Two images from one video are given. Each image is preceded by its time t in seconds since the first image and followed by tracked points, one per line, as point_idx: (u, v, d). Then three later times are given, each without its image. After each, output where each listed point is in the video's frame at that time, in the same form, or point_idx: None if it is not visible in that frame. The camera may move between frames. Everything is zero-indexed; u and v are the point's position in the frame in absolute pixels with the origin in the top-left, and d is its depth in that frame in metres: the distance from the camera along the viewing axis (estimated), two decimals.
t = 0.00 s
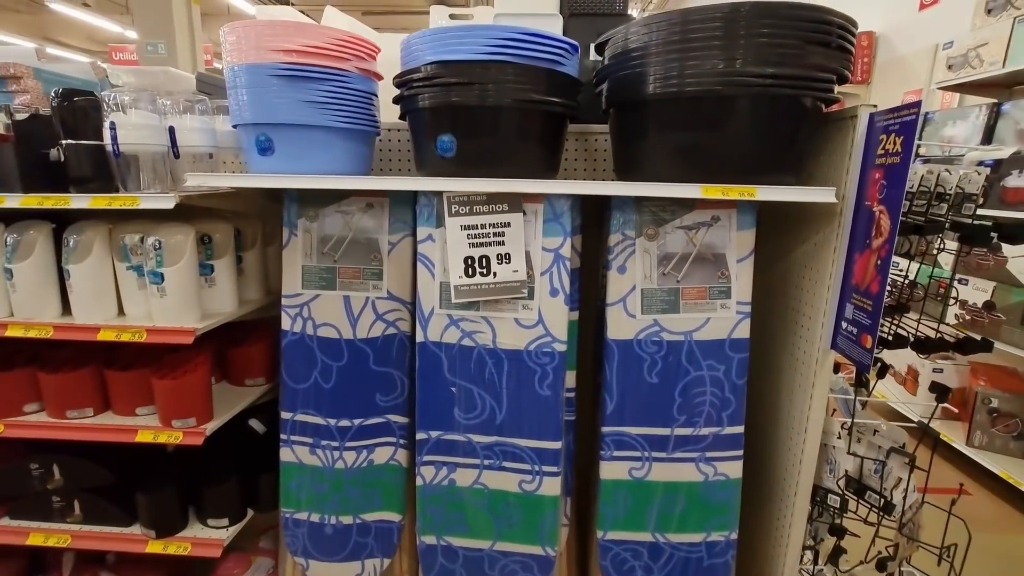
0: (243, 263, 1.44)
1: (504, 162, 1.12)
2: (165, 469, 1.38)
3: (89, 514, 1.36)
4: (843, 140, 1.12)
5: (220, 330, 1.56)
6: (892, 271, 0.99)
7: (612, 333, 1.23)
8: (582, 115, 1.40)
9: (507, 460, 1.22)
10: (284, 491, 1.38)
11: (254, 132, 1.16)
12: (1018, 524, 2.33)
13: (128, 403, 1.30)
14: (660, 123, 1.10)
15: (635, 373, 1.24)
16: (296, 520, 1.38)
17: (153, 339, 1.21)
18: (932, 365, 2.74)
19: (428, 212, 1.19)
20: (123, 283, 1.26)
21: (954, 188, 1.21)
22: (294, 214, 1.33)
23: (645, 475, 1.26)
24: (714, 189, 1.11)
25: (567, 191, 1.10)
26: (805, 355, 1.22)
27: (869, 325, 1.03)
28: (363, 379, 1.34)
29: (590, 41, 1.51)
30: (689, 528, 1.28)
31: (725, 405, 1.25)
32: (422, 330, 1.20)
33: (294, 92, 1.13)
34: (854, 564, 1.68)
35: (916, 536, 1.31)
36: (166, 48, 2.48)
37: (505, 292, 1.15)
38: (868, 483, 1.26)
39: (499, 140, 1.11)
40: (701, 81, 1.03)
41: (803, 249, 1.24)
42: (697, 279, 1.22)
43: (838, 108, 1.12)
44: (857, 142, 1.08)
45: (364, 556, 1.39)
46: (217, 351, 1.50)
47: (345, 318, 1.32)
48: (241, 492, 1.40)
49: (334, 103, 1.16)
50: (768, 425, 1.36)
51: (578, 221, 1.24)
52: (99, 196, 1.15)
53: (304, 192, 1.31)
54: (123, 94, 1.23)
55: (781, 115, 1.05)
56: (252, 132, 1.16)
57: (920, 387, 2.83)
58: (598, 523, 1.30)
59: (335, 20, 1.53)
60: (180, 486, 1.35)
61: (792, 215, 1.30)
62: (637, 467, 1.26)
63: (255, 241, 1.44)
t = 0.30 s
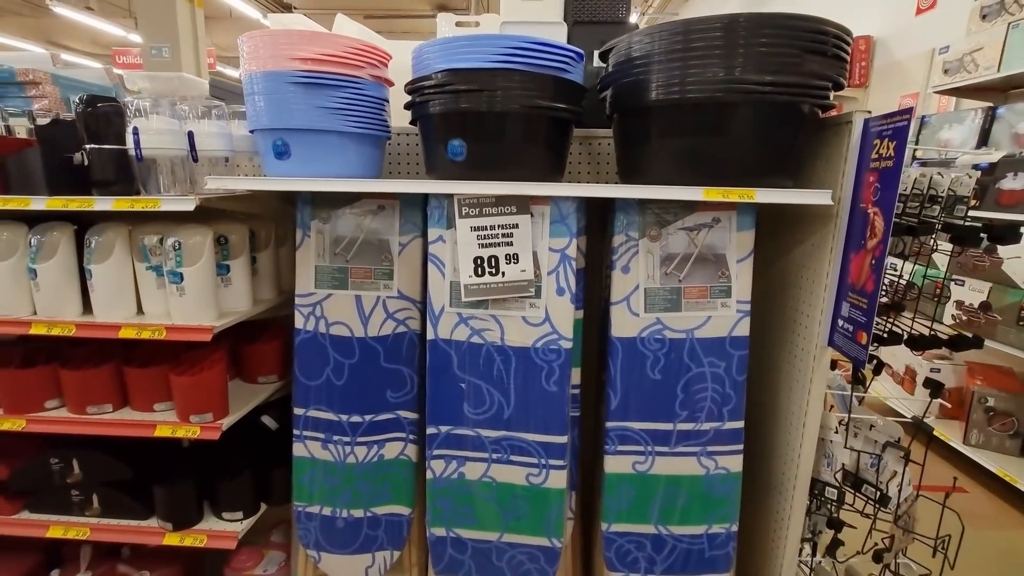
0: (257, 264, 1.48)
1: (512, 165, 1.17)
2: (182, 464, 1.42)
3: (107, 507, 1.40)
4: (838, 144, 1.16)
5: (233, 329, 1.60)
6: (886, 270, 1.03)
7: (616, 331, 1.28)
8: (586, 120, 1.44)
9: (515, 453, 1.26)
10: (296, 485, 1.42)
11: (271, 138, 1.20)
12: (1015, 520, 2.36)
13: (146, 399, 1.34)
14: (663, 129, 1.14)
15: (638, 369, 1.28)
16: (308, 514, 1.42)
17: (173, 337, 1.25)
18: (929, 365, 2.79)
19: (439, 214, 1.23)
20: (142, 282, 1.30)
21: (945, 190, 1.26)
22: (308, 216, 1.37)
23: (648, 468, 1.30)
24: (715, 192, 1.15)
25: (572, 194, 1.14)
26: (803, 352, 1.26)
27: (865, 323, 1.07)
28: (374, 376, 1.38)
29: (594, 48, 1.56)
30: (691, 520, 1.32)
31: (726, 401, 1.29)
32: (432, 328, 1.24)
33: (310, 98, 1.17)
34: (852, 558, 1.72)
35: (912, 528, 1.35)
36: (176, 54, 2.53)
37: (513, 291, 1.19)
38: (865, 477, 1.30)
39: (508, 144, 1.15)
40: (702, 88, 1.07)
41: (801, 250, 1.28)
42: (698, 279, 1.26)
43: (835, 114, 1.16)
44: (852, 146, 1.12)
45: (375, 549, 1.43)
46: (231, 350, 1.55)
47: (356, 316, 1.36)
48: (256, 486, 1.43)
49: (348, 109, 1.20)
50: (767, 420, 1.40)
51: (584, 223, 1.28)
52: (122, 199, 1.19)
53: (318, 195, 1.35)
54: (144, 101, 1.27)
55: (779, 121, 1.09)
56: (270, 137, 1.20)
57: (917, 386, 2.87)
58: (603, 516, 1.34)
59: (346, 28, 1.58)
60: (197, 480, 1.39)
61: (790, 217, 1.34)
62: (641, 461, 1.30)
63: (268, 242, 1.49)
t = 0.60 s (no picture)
0: (265, 263, 1.51)
1: (517, 167, 1.20)
2: (191, 460, 1.45)
3: (118, 502, 1.43)
4: (834, 147, 1.19)
5: (240, 327, 1.63)
6: (880, 269, 1.06)
7: (618, 329, 1.31)
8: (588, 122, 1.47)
9: (519, 448, 1.29)
10: (304, 480, 1.45)
11: (282, 140, 1.23)
12: (1010, 517, 2.39)
13: (157, 395, 1.37)
14: (664, 131, 1.17)
15: (639, 366, 1.31)
16: (315, 508, 1.44)
17: (184, 334, 1.28)
18: (926, 365, 2.82)
19: (445, 214, 1.26)
20: (154, 281, 1.33)
21: (938, 191, 1.29)
22: (316, 216, 1.39)
23: (650, 464, 1.33)
24: (715, 193, 1.18)
25: (576, 194, 1.17)
26: (800, 349, 1.29)
27: (860, 320, 1.10)
28: (381, 373, 1.41)
29: (595, 52, 1.59)
30: (691, 515, 1.35)
31: (725, 398, 1.32)
32: (438, 325, 1.27)
33: (319, 101, 1.20)
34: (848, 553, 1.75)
35: (907, 522, 1.38)
36: (182, 56, 2.56)
37: (518, 289, 1.22)
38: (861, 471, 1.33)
39: (513, 146, 1.18)
40: (701, 92, 1.10)
41: (798, 250, 1.31)
42: (698, 278, 1.29)
43: (831, 117, 1.19)
44: (847, 149, 1.15)
45: (381, 543, 1.46)
46: (239, 348, 1.57)
47: (363, 315, 1.39)
48: (264, 481, 1.46)
49: (356, 111, 1.23)
50: (765, 417, 1.43)
51: (586, 223, 1.31)
52: (135, 199, 1.22)
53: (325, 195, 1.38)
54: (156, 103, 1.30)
55: (777, 124, 1.13)
56: (280, 140, 1.23)
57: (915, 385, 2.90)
58: (605, 510, 1.36)
59: (352, 32, 1.61)
60: (206, 475, 1.42)
61: (787, 217, 1.37)
62: (642, 456, 1.33)
63: (276, 242, 1.51)
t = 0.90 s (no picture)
0: (269, 261, 1.53)
1: (518, 165, 1.21)
2: (195, 454, 1.47)
3: (123, 495, 1.45)
4: (830, 146, 1.21)
5: (243, 324, 1.65)
6: (874, 265, 1.08)
7: (617, 325, 1.33)
8: (588, 122, 1.49)
9: (519, 443, 1.31)
10: (306, 475, 1.47)
11: (286, 138, 1.25)
12: (1004, 514, 2.42)
13: (162, 390, 1.39)
14: (662, 131, 1.20)
15: (638, 362, 1.33)
16: (317, 502, 1.46)
17: (189, 330, 1.30)
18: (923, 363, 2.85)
19: (447, 211, 1.27)
20: (159, 277, 1.34)
21: (931, 190, 1.31)
22: (319, 213, 1.41)
23: (648, 458, 1.35)
24: (712, 191, 1.20)
25: (576, 192, 1.19)
26: (796, 346, 1.31)
27: (854, 316, 1.12)
28: (383, 368, 1.43)
29: (595, 53, 1.61)
30: (689, 508, 1.37)
31: (722, 393, 1.34)
32: (440, 321, 1.29)
33: (323, 100, 1.22)
34: (844, 547, 1.77)
35: (901, 516, 1.40)
36: (186, 57, 2.58)
37: (518, 286, 1.24)
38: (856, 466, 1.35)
39: (514, 145, 1.20)
40: (699, 92, 1.12)
41: (794, 248, 1.33)
42: (696, 275, 1.31)
43: (826, 117, 1.21)
44: (843, 149, 1.17)
45: (382, 537, 1.47)
46: (243, 344, 1.59)
47: (365, 311, 1.41)
48: (267, 475, 1.48)
49: (360, 110, 1.25)
50: (762, 412, 1.45)
51: (586, 221, 1.33)
52: (141, 196, 1.23)
53: (329, 193, 1.40)
54: (163, 102, 1.32)
55: (773, 124, 1.15)
56: (284, 138, 1.25)
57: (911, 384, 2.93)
58: (604, 504, 1.38)
59: (355, 32, 1.63)
60: (210, 469, 1.43)
61: (784, 215, 1.39)
62: (640, 450, 1.35)
63: (280, 239, 1.53)
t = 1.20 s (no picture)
0: (270, 259, 1.54)
1: (517, 165, 1.23)
2: (197, 451, 1.48)
3: (125, 492, 1.46)
4: (824, 147, 1.23)
5: (244, 322, 1.66)
6: (866, 265, 1.10)
7: (614, 324, 1.34)
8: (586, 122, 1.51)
9: (517, 440, 1.32)
10: (307, 471, 1.48)
11: (287, 138, 1.27)
12: (997, 512, 2.44)
13: (163, 388, 1.40)
14: (659, 131, 1.21)
15: (634, 360, 1.35)
16: (317, 499, 1.47)
17: (191, 328, 1.31)
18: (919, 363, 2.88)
19: (446, 211, 1.29)
20: (161, 276, 1.36)
21: (923, 191, 1.33)
22: (320, 213, 1.43)
23: (644, 455, 1.37)
24: (708, 191, 1.22)
25: (573, 192, 1.21)
26: (790, 344, 1.33)
27: (846, 314, 1.14)
28: (382, 366, 1.45)
29: (593, 55, 1.64)
30: (684, 505, 1.39)
31: (717, 390, 1.36)
32: (439, 320, 1.30)
33: (324, 101, 1.23)
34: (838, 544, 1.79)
35: (894, 512, 1.42)
36: (186, 57, 2.59)
37: (516, 284, 1.25)
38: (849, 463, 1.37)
39: (512, 145, 1.22)
40: (695, 94, 1.14)
41: (789, 247, 1.35)
42: (692, 274, 1.33)
43: (820, 118, 1.23)
44: (836, 150, 1.19)
45: (381, 533, 1.49)
46: (243, 342, 1.60)
47: (365, 309, 1.43)
48: (267, 472, 1.49)
49: (360, 111, 1.27)
50: (757, 410, 1.47)
51: (583, 220, 1.35)
52: (143, 195, 1.25)
53: (329, 193, 1.42)
54: (165, 103, 1.34)
55: (767, 125, 1.17)
56: (285, 138, 1.27)
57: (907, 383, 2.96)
58: (601, 500, 1.40)
59: (356, 34, 1.64)
60: (211, 466, 1.45)
61: (779, 215, 1.41)
62: (637, 447, 1.37)
63: (281, 239, 1.55)
